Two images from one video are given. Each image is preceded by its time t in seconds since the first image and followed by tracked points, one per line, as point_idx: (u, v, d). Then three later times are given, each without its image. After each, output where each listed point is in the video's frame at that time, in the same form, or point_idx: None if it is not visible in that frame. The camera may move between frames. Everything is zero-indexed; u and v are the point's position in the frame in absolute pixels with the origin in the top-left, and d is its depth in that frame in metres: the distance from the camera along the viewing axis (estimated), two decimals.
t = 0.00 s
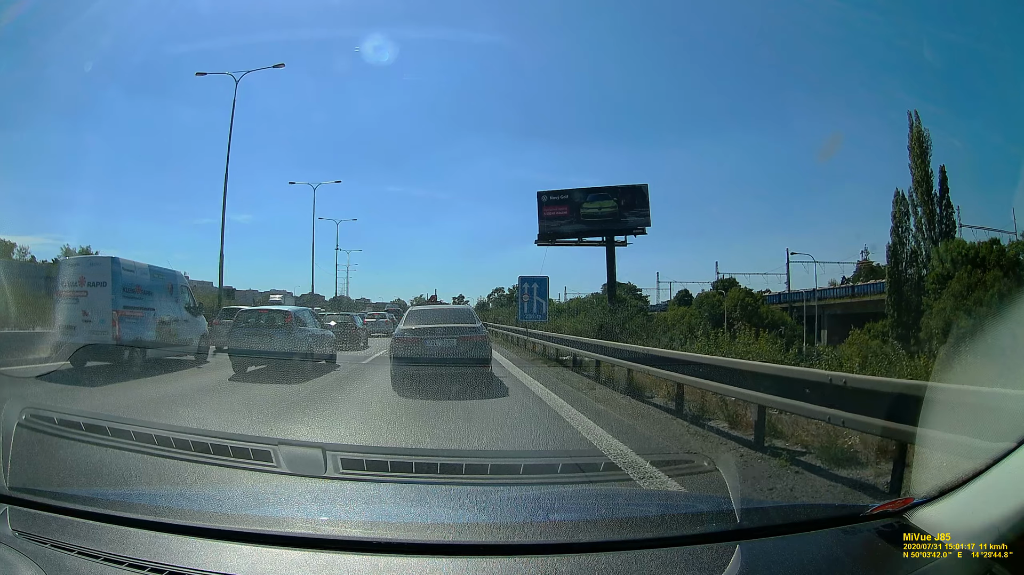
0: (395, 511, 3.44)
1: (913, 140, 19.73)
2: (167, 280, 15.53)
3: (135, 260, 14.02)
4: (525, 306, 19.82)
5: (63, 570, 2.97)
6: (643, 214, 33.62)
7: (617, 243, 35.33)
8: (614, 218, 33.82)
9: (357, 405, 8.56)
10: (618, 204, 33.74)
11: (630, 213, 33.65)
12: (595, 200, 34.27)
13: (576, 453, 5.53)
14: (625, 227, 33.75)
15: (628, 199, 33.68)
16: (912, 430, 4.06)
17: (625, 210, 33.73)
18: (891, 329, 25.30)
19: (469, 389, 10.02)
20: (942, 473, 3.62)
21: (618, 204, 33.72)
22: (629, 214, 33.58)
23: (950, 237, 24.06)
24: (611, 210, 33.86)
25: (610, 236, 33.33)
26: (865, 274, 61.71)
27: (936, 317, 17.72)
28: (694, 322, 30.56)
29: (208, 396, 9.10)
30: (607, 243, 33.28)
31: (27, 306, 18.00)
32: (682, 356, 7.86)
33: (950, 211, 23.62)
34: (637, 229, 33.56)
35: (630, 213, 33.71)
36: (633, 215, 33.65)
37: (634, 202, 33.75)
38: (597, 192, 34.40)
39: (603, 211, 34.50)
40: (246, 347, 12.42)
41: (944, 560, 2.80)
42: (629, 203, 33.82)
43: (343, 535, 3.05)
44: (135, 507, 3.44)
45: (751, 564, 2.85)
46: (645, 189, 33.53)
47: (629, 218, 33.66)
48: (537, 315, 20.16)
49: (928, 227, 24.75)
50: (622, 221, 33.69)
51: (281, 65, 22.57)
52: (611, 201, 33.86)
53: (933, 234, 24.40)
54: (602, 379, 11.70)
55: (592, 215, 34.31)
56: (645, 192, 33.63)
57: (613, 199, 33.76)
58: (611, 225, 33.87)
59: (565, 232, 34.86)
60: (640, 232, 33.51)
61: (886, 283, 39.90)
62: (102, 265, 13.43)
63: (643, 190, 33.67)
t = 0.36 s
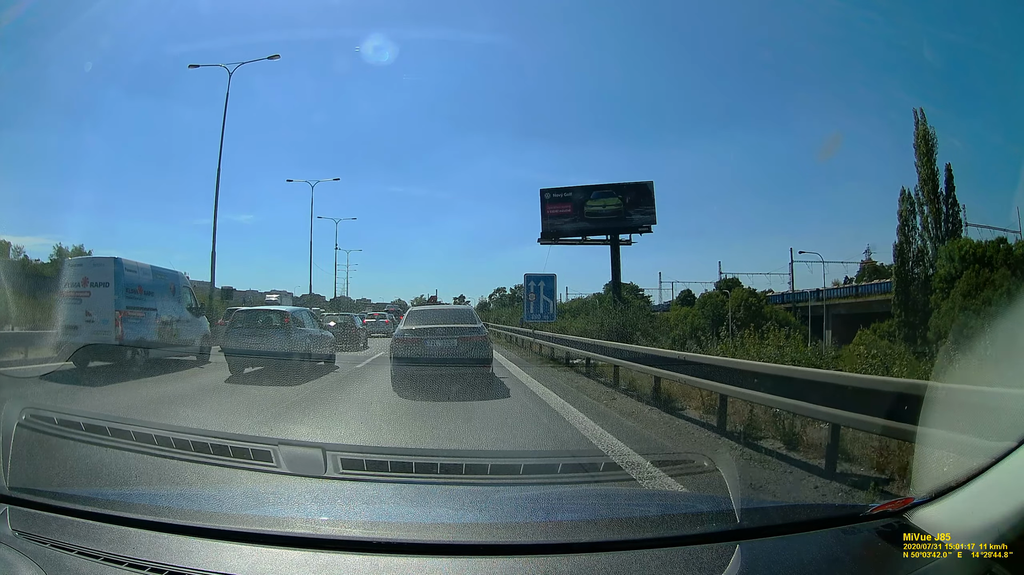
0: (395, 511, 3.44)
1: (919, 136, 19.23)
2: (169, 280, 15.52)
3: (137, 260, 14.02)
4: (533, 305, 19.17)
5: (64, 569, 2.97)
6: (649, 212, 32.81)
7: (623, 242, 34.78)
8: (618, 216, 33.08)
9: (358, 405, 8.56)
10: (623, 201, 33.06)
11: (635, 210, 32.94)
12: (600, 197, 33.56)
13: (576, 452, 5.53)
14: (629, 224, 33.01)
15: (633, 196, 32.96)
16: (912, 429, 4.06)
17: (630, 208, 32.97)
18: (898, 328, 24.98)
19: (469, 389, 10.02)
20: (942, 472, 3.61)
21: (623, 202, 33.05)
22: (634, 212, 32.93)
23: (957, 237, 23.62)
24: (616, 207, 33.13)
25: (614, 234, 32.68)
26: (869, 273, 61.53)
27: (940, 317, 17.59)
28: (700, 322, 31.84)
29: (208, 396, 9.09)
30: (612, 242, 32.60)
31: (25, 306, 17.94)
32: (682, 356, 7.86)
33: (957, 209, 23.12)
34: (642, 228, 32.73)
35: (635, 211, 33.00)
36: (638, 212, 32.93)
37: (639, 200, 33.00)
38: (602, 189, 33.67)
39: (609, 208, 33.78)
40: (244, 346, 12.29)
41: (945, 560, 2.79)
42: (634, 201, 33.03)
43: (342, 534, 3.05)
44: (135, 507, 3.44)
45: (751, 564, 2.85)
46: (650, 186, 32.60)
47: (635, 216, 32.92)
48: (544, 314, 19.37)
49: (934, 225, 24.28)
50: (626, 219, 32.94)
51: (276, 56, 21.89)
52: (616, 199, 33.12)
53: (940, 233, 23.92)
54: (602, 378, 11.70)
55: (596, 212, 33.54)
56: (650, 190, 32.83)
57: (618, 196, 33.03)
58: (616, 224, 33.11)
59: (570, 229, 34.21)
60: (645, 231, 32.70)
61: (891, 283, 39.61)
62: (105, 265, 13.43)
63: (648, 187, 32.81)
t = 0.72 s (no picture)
0: (395, 511, 3.44)
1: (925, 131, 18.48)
2: (171, 280, 15.55)
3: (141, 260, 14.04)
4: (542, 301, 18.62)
5: (63, 570, 2.97)
6: (655, 208, 32.48)
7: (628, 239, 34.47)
8: (624, 212, 32.74)
9: (358, 405, 8.57)
10: (628, 196, 32.75)
11: (641, 206, 32.74)
12: (604, 193, 33.26)
13: (577, 452, 5.53)
14: (634, 221, 32.68)
15: (639, 191, 32.73)
16: (913, 429, 4.06)
17: (636, 204, 32.77)
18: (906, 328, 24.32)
19: (469, 389, 10.03)
20: (942, 472, 3.61)
21: (629, 198, 32.76)
22: (639, 207, 32.68)
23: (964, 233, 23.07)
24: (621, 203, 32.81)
25: (619, 231, 32.33)
26: (872, 272, 61.30)
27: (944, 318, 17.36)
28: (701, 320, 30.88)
29: (208, 396, 9.09)
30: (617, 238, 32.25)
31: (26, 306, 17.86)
32: (683, 355, 7.87)
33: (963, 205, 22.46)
34: (649, 224, 32.49)
35: (640, 207, 32.78)
36: (644, 208, 32.74)
37: (645, 195, 32.79)
38: (607, 184, 33.31)
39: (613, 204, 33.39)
40: (241, 347, 12.25)
41: (945, 560, 2.79)
42: (640, 195, 32.76)
43: (342, 534, 3.05)
44: (136, 508, 3.44)
45: (751, 564, 2.85)
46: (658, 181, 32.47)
47: (640, 212, 32.61)
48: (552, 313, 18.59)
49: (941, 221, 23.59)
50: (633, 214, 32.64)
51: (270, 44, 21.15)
52: (622, 194, 32.82)
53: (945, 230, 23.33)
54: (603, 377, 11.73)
55: (601, 208, 33.10)
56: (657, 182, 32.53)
57: (624, 191, 32.74)
58: (622, 220, 32.72)
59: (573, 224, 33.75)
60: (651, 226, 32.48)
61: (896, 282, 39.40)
62: (108, 265, 13.44)
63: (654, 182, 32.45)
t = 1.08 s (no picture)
0: (394, 511, 3.43)
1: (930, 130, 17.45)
2: (175, 281, 15.58)
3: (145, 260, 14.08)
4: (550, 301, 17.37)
5: (64, 569, 2.97)
6: (660, 205, 31.81)
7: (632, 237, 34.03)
8: (629, 210, 32.18)
9: (358, 405, 8.57)
10: (633, 194, 32.17)
11: (646, 204, 32.00)
12: (610, 190, 32.63)
13: (576, 452, 5.54)
14: (639, 218, 32.10)
15: (644, 188, 32.10)
16: (913, 429, 4.06)
17: (641, 201, 32.26)
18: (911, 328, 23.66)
19: (469, 389, 10.07)
20: (942, 471, 3.61)
21: (634, 195, 32.19)
22: (645, 205, 32.03)
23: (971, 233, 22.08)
24: (627, 200, 32.20)
25: (626, 230, 31.67)
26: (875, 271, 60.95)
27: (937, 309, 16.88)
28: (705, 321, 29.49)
29: (208, 396, 9.09)
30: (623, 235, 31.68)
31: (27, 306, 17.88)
32: (683, 355, 7.87)
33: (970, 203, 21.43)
34: (654, 221, 31.92)
35: (646, 204, 32.07)
36: (649, 206, 31.97)
37: (651, 193, 32.10)
38: (612, 180, 32.63)
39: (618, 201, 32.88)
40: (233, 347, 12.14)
41: (944, 560, 2.80)
42: (645, 193, 32.13)
43: (341, 534, 3.05)
44: (136, 507, 3.44)
45: (751, 564, 2.85)
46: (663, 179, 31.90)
47: (646, 209, 32.03)
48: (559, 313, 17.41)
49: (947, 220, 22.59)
50: (638, 212, 32.15)
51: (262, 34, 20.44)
52: (627, 191, 32.27)
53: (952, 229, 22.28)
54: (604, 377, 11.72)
55: (604, 206, 32.43)
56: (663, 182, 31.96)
57: (629, 188, 32.17)
58: (627, 218, 32.21)
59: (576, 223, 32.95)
60: (657, 224, 31.98)
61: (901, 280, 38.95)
62: (113, 265, 13.52)
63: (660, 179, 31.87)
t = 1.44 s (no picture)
0: (394, 511, 3.43)
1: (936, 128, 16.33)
2: (179, 281, 15.59)
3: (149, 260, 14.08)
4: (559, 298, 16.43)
5: (63, 569, 2.97)
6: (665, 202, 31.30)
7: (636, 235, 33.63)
8: (634, 206, 31.59)
9: (358, 405, 8.56)
10: (639, 190, 31.60)
11: (651, 200, 31.48)
12: (614, 186, 32.06)
13: (577, 452, 5.55)
14: (644, 215, 31.46)
15: (650, 184, 31.58)
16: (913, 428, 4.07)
17: (647, 197, 31.68)
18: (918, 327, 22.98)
19: (469, 389, 10.08)
20: (942, 471, 3.61)
21: (639, 191, 31.64)
22: (651, 201, 31.46)
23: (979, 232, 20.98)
24: (632, 196, 31.54)
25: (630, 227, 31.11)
26: (879, 269, 60.47)
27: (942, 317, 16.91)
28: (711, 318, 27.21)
29: (207, 396, 9.09)
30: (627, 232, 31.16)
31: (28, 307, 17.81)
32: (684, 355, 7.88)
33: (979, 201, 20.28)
34: (659, 218, 31.40)
35: (652, 201, 31.56)
36: (654, 201, 31.47)
37: (657, 189, 31.58)
38: (617, 176, 32.04)
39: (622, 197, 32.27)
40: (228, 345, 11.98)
41: (944, 560, 2.80)
42: (651, 189, 31.58)
43: (341, 534, 3.05)
44: (136, 507, 3.44)
45: (751, 565, 2.85)
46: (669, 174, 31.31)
47: (651, 206, 31.49)
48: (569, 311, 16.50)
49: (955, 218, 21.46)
50: (643, 208, 31.57)
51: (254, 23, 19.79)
52: (632, 187, 31.69)
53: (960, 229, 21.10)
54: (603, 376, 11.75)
55: (608, 202, 31.94)
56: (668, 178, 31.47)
57: (634, 183, 31.57)
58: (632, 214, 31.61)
59: (580, 219, 32.40)
60: (663, 221, 31.46)
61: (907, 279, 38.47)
62: (118, 265, 13.56)
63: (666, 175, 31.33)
